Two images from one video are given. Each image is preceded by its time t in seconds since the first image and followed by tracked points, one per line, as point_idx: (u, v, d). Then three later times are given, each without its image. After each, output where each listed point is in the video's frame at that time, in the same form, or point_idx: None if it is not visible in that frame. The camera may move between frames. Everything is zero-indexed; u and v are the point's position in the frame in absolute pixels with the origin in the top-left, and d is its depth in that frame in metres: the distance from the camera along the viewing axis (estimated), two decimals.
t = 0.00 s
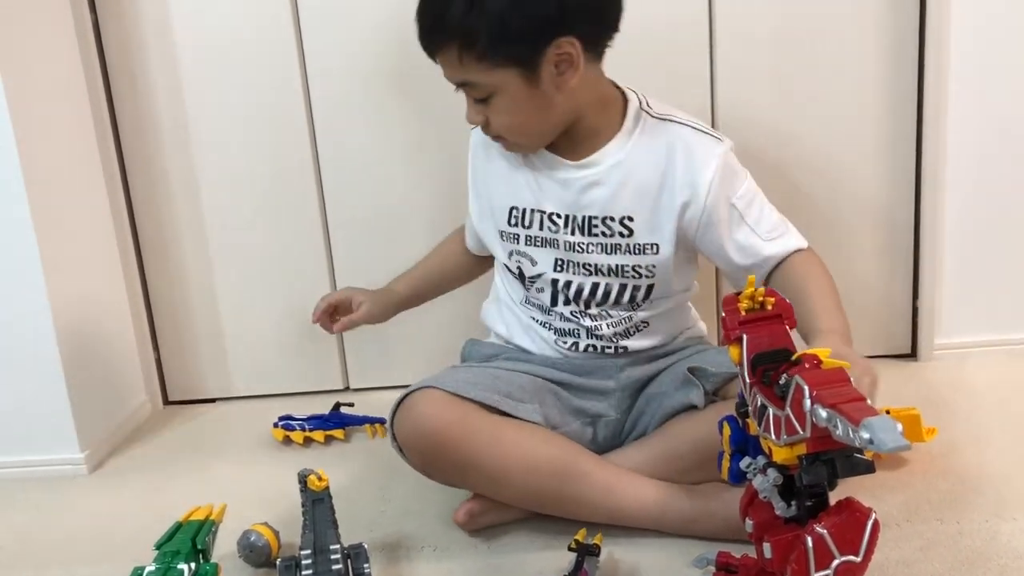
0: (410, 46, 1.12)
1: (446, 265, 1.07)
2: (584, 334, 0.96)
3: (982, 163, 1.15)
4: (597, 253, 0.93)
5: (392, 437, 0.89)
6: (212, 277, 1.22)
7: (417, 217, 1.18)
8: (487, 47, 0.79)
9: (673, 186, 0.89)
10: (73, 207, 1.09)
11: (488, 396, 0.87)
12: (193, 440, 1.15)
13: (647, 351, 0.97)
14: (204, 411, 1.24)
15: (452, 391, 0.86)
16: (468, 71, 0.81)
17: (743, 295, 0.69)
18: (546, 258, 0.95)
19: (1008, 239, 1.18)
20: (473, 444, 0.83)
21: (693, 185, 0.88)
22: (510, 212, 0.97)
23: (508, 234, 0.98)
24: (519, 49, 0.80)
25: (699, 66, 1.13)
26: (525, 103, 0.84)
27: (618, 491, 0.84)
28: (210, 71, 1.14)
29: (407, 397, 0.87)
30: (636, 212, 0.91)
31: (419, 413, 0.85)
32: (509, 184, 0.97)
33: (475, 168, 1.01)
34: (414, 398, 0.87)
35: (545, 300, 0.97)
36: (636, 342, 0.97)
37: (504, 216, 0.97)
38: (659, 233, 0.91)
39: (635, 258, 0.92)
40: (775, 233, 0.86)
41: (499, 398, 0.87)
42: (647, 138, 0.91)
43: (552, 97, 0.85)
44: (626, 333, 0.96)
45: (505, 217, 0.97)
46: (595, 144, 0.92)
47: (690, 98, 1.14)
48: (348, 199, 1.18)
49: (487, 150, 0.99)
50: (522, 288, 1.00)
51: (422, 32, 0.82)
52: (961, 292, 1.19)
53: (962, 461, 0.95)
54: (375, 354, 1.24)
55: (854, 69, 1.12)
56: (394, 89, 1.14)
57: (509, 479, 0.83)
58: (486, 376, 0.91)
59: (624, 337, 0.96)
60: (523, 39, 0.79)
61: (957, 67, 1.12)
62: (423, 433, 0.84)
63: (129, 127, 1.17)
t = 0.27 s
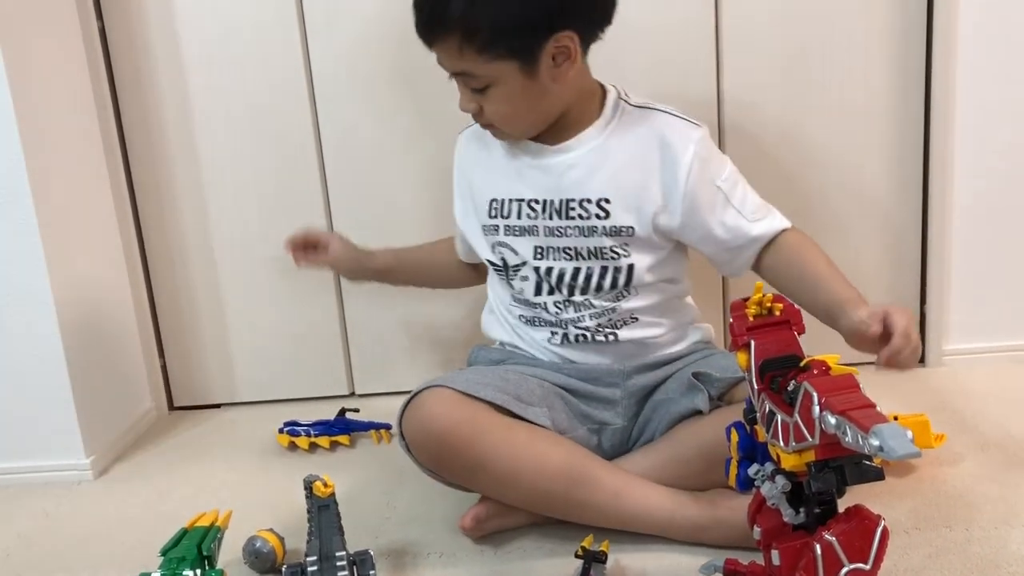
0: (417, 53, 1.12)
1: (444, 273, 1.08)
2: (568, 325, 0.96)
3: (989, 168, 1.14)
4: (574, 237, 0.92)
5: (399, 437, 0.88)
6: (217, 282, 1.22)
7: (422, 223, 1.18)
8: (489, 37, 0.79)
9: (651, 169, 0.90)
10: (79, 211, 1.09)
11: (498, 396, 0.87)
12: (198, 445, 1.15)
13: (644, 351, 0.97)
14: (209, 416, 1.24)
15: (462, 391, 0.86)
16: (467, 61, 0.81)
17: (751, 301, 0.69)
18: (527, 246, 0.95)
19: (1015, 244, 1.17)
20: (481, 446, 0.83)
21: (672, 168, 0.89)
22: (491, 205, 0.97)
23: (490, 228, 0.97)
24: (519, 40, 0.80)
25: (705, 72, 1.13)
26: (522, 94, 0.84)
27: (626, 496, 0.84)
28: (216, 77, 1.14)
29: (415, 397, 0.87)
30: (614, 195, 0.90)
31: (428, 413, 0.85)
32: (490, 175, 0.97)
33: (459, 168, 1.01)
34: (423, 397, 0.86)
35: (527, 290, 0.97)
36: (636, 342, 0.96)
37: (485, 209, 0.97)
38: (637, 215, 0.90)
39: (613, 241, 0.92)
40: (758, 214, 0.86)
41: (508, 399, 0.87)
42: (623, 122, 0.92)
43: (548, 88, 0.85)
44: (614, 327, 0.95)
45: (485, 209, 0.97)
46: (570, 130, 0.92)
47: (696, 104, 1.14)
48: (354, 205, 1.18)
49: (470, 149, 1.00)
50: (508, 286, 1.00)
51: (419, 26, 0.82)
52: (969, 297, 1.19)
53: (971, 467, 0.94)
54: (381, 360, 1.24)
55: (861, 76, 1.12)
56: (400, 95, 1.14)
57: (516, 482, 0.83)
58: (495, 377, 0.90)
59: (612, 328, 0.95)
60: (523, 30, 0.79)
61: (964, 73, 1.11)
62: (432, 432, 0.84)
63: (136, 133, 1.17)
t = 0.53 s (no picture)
0: (419, 57, 1.12)
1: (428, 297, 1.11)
2: (561, 337, 0.96)
3: (992, 173, 1.14)
4: (567, 245, 0.93)
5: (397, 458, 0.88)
6: (219, 286, 1.22)
7: (424, 226, 1.18)
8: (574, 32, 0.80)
9: (634, 178, 0.93)
10: (81, 214, 1.09)
11: (490, 408, 0.87)
12: (199, 449, 1.15)
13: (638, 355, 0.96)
14: (211, 420, 1.24)
15: (456, 407, 0.86)
16: (553, 51, 0.79)
17: (754, 306, 0.69)
18: (519, 260, 0.95)
19: (1018, 248, 1.17)
20: (478, 462, 0.83)
21: (653, 177, 0.93)
22: (481, 223, 0.97)
23: (482, 247, 0.97)
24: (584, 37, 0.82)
25: (707, 76, 1.13)
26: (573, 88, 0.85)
27: (624, 500, 0.84)
28: (219, 80, 1.14)
29: (408, 416, 0.87)
30: (604, 203, 0.93)
31: (422, 430, 0.85)
32: (477, 192, 0.97)
33: (442, 190, 1.01)
34: (417, 416, 0.86)
35: (521, 305, 0.97)
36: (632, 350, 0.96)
37: (475, 228, 0.98)
38: (626, 223, 0.93)
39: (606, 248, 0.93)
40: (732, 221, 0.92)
41: (502, 411, 0.87)
42: (608, 134, 0.95)
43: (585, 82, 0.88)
44: (606, 339, 0.95)
45: (475, 228, 0.98)
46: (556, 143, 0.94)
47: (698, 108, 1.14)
48: (356, 209, 1.18)
49: (453, 169, 1.01)
50: (501, 303, 0.99)
51: (486, 20, 0.78)
52: (971, 302, 1.19)
53: (974, 473, 0.94)
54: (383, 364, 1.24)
55: (864, 80, 1.12)
56: (402, 98, 1.14)
57: (515, 495, 0.83)
58: (489, 389, 0.90)
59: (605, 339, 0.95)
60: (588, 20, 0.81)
61: (967, 77, 1.11)
62: (427, 446, 0.84)
63: (138, 135, 1.17)
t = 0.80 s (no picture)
0: (424, 63, 1.13)
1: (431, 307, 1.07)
2: (578, 336, 0.97)
3: (993, 179, 1.15)
4: (601, 244, 0.94)
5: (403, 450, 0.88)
6: (223, 289, 1.22)
7: (428, 231, 1.19)
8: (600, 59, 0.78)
9: (666, 189, 0.96)
10: (87, 218, 1.10)
11: (500, 408, 0.87)
12: (203, 452, 1.15)
13: (648, 361, 0.97)
14: (215, 423, 1.25)
15: (465, 404, 0.86)
16: (573, 79, 0.76)
17: (756, 311, 0.69)
18: (547, 253, 0.96)
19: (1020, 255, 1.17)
20: (488, 459, 0.83)
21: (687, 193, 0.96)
22: (508, 214, 0.97)
23: (505, 237, 0.97)
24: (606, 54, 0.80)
25: (710, 83, 1.13)
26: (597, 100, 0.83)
27: (631, 506, 0.84)
28: (224, 86, 1.15)
29: (418, 409, 0.88)
30: (639, 208, 0.95)
31: (432, 425, 0.85)
32: (509, 183, 0.98)
33: (463, 177, 1.02)
34: (428, 410, 0.87)
35: (542, 299, 0.97)
36: (644, 356, 0.97)
37: (500, 217, 0.98)
38: (660, 228, 0.95)
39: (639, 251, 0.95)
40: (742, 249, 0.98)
41: (511, 410, 0.88)
42: (649, 143, 0.97)
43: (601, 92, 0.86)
44: (623, 341, 0.96)
45: (501, 217, 0.98)
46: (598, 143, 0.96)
47: (702, 115, 1.14)
48: (361, 214, 1.19)
49: (479, 159, 1.01)
50: (516, 296, 1.00)
51: (523, 63, 0.75)
52: (973, 308, 1.19)
53: (975, 478, 0.94)
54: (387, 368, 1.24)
55: (867, 88, 1.13)
56: (407, 104, 1.14)
57: (521, 495, 0.83)
58: (498, 389, 0.91)
59: (621, 338, 0.96)
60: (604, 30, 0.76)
61: (969, 85, 1.12)
62: (435, 442, 0.84)
63: (143, 139, 1.18)
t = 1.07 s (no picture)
0: (427, 69, 1.14)
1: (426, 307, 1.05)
2: (580, 339, 0.97)
3: (995, 184, 1.15)
4: (600, 253, 0.95)
5: (406, 451, 0.89)
6: (226, 293, 1.22)
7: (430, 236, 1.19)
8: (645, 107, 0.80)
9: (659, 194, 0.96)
10: (91, 222, 1.10)
11: (502, 412, 0.87)
12: (205, 455, 1.15)
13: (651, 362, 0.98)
14: (216, 426, 1.25)
15: (467, 408, 0.87)
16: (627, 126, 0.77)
17: (759, 316, 0.69)
18: (549, 263, 0.97)
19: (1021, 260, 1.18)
20: (489, 463, 0.83)
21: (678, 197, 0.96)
22: (505, 225, 0.98)
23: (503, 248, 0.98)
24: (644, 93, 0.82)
25: (712, 88, 1.14)
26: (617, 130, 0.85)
27: (632, 511, 0.84)
28: (228, 91, 1.15)
29: (421, 412, 0.88)
30: (635, 214, 0.95)
31: (434, 429, 0.85)
32: (501, 195, 0.98)
33: (458, 186, 1.01)
34: (430, 414, 0.87)
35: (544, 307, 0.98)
36: (645, 355, 0.97)
37: (497, 228, 0.98)
38: (656, 234, 0.95)
39: (637, 256, 0.96)
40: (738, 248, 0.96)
41: (513, 414, 0.88)
42: (634, 144, 0.97)
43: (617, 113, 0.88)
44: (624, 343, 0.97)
45: (498, 229, 0.98)
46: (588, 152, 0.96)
47: (703, 120, 1.15)
48: (364, 218, 1.19)
49: (473, 166, 1.01)
50: (518, 302, 1.00)
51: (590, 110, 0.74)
52: (974, 313, 1.19)
53: (976, 484, 0.94)
54: (388, 372, 1.25)
55: (869, 93, 1.13)
56: (410, 109, 1.15)
57: (522, 499, 0.83)
58: (501, 392, 0.91)
59: (624, 335, 0.97)
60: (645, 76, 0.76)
61: (971, 91, 1.12)
62: (436, 447, 0.85)
63: (147, 143, 1.18)
